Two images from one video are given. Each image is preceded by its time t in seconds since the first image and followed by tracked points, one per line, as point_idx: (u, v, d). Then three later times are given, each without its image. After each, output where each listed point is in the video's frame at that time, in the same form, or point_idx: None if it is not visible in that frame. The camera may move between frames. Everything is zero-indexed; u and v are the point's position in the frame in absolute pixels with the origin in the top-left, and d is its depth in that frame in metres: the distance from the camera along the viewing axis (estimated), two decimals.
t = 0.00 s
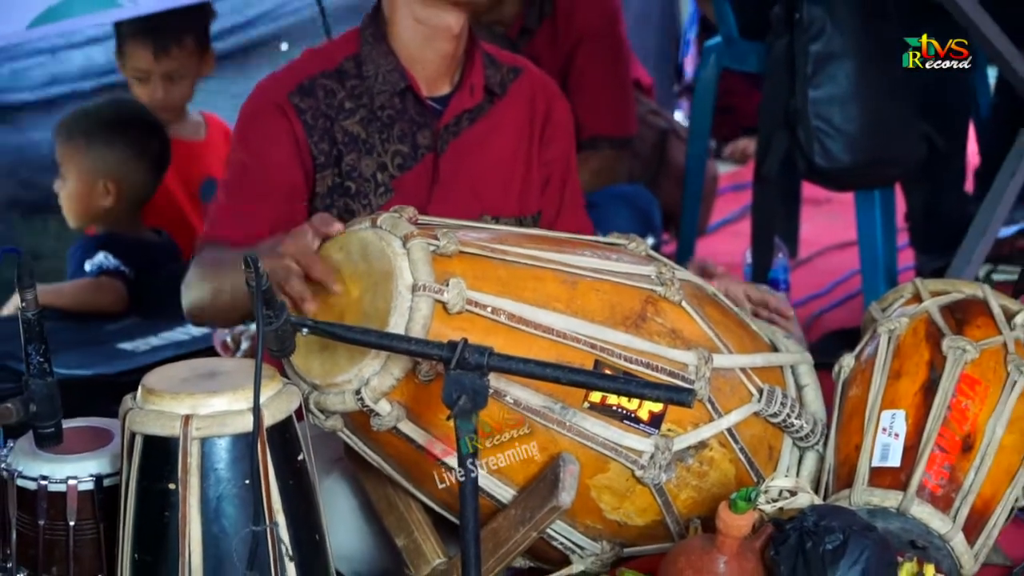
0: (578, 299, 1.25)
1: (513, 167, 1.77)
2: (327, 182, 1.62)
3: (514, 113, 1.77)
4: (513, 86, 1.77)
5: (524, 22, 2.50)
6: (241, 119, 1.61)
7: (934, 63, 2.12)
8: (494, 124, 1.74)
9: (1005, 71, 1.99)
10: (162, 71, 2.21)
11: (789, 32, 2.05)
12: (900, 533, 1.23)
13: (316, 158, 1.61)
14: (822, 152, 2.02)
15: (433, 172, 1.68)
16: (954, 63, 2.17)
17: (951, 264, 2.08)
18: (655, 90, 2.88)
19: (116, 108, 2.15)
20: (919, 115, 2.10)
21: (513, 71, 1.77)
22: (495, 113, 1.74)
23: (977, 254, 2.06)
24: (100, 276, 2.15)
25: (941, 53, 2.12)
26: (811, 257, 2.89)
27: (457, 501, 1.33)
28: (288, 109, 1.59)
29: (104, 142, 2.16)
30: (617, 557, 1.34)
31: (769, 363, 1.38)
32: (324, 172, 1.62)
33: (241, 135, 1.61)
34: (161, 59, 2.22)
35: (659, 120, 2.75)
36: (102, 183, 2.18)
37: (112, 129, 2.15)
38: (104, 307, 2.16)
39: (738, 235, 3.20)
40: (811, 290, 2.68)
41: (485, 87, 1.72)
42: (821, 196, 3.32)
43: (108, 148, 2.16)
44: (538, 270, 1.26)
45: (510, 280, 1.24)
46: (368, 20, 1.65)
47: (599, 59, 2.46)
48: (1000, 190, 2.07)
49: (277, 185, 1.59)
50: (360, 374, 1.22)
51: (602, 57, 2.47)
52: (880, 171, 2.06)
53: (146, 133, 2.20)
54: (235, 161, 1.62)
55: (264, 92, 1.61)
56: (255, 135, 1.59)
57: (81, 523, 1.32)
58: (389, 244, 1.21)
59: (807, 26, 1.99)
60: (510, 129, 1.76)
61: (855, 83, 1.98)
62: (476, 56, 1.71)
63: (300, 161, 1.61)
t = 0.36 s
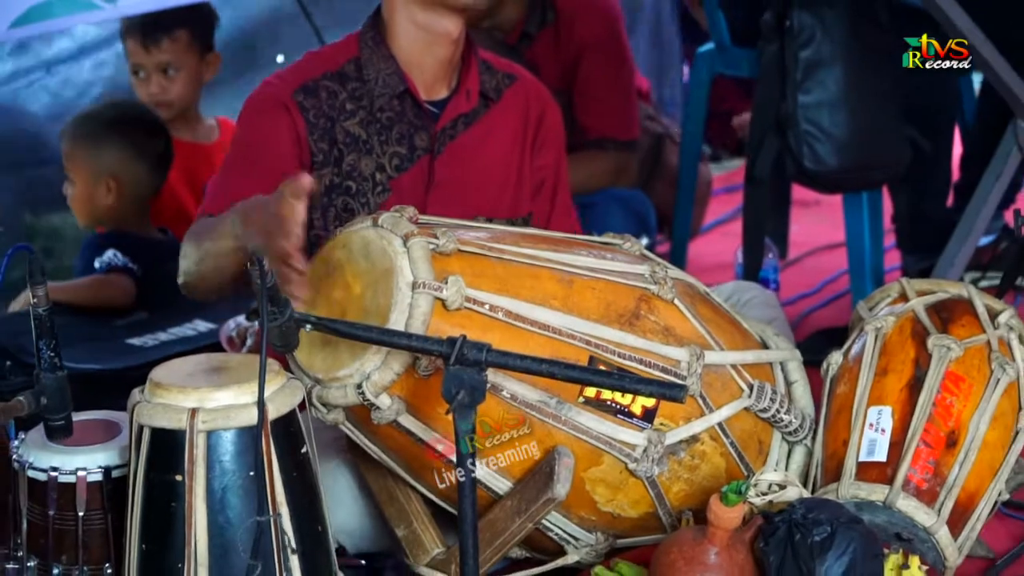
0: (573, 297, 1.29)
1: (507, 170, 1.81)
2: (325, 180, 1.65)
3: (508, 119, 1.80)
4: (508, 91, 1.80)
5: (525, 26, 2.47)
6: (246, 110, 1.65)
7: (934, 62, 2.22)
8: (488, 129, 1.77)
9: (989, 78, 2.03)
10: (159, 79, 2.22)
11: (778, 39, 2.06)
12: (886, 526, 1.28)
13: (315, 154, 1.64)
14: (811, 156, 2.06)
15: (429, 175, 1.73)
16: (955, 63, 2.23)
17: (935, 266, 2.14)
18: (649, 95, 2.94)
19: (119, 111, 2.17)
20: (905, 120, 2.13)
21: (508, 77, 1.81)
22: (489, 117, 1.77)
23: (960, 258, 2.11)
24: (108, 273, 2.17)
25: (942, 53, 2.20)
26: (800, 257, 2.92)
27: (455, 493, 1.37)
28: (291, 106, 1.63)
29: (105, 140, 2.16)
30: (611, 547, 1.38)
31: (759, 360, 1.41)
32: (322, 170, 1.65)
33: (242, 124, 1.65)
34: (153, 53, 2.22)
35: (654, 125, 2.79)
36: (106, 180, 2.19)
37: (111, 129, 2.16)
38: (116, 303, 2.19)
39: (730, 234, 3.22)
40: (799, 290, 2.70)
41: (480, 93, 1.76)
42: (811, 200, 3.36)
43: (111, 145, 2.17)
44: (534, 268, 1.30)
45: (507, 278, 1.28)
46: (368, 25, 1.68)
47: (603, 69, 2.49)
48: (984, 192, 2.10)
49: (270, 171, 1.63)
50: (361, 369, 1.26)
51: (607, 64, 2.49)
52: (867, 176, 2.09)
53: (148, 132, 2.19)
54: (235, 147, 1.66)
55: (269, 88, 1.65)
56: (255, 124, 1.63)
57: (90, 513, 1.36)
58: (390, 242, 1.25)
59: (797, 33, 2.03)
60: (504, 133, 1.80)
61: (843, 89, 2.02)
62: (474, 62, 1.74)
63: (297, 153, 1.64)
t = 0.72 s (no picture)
0: (572, 297, 1.33)
1: (507, 174, 1.85)
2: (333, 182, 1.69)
3: (508, 124, 1.84)
4: (508, 97, 1.84)
5: (533, 33, 2.54)
6: (256, 116, 1.69)
7: (936, 62, 2.22)
8: (489, 135, 1.81)
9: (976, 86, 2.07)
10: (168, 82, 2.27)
11: (772, 47, 2.14)
12: (876, 522, 1.30)
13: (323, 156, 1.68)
14: (803, 161, 2.09)
15: (431, 181, 1.76)
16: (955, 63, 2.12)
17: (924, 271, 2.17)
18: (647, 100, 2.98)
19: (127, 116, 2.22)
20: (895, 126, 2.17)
21: (508, 84, 1.85)
22: (490, 123, 1.81)
23: (947, 262, 2.15)
24: (119, 272, 2.23)
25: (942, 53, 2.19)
26: (792, 259, 2.96)
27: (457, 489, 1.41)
28: (301, 112, 1.67)
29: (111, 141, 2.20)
30: (608, 541, 1.42)
31: (752, 359, 1.45)
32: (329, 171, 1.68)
33: (252, 132, 1.69)
34: (152, 54, 2.25)
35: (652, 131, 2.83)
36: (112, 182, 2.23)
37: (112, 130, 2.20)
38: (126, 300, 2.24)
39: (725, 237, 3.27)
40: (792, 291, 2.73)
41: (481, 99, 1.80)
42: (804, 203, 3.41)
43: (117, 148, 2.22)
44: (534, 269, 1.34)
45: (507, 279, 1.32)
46: (373, 32, 1.71)
47: (609, 73, 2.51)
48: (971, 198, 2.14)
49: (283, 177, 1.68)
50: (366, 367, 1.30)
51: (613, 69, 2.52)
52: (860, 180, 2.12)
53: (151, 134, 2.25)
54: (246, 157, 1.70)
55: (278, 95, 1.68)
56: (266, 132, 1.67)
57: (101, 506, 1.40)
58: (394, 244, 1.29)
59: (790, 42, 2.07)
60: (504, 140, 1.84)
61: (836, 96, 2.05)
62: (475, 69, 1.78)
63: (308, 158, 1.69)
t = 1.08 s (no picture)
0: (575, 298, 1.38)
1: (512, 179, 1.90)
2: (344, 182, 1.73)
3: (511, 131, 1.88)
4: (513, 105, 1.89)
5: (539, 42, 2.58)
6: (269, 118, 1.73)
7: (934, 62, 2.16)
8: (493, 141, 1.85)
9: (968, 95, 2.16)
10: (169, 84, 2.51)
11: (769, 58, 2.17)
12: (868, 518, 1.34)
13: (335, 156, 1.72)
14: (800, 167, 2.13)
15: (437, 182, 1.80)
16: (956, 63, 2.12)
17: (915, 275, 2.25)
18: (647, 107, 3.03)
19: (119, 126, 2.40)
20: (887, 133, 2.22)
21: (513, 93, 1.89)
22: (493, 130, 1.85)
23: (938, 265, 2.23)
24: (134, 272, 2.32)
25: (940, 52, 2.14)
26: (788, 262, 3.00)
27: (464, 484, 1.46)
28: (313, 112, 1.71)
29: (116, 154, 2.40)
30: (608, 535, 1.46)
31: (750, 359, 1.50)
32: (341, 173, 1.73)
33: (267, 132, 1.73)
34: (142, 61, 2.47)
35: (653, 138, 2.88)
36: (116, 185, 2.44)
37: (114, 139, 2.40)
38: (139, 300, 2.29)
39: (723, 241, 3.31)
40: (788, 293, 2.78)
41: (488, 105, 1.84)
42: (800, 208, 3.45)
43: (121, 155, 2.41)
44: (538, 270, 1.38)
45: (513, 280, 1.36)
46: (383, 40, 1.76)
47: (611, 83, 2.56)
48: (962, 204, 2.23)
49: (299, 176, 1.70)
50: (375, 364, 1.34)
51: (617, 78, 2.56)
52: (854, 187, 2.17)
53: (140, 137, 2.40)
54: (262, 159, 1.73)
55: (289, 96, 1.73)
56: (280, 131, 1.71)
57: (117, 498, 1.44)
58: (403, 245, 1.33)
59: (787, 52, 2.10)
60: (508, 145, 1.88)
61: (830, 104, 2.10)
62: (482, 76, 1.83)
63: (321, 157, 1.72)
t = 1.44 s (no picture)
0: (574, 299, 1.42)
1: (513, 176, 1.91)
2: (345, 190, 1.78)
3: (510, 127, 1.91)
4: (507, 104, 1.91)
5: (537, 53, 2.62)
6: (268, 135, 1.77)
7: (935, 63, 2.18)
8: (492, 138, 1.88)
9: (957, 102, 2.21)
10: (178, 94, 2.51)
11: (764, 66, 2.22)
12: (859, 513, 1.40)
13: (335, 168, 1.77)
14: (792, 173, 2.17)
15: (438, 185, 1.83)
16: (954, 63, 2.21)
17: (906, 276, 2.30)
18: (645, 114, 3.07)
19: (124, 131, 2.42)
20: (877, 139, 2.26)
21: (507, 89, 1.92)
22: (491, 128, 1.88)
23: (927, 267, 2.29)
24: (148, 274, 2.40)
25: (940, 53, 2.18)
26: (781, 265, 3.04)
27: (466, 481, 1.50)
28: (312, 127, 1.75)
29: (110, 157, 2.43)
30: (607, 529, 1.51)
31: (744, 359, 1.54)
32: (341, 181, 1.78)
33: (266, 152, 1.77)
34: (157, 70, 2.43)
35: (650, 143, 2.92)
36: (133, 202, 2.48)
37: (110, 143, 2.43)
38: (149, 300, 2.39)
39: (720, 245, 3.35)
40: (781, 294, 2.81)
41: (482, 105, 1.88)
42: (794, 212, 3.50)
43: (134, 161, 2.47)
44: (538, 272, 1.43)
45: (514, 282, 1.40)
46: (377, 49, 1.81)
47: (609, 91, 2.61)
48: (951, 208, 2.29)
49: (302, 194, 1.75)
50: (380, 363, 1.39)
51: (613, 88, 2.62)
52: (844, 192, 2.21)
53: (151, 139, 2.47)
54: (262, 177, 1.78)
55: (287, 112, 1.77)
56: (281, 151, 1.75)
57: (130, 494, 1.48)
58: (407, 249, 1.38)
59: (781, 61, 2.15)
60: (506, 144, 1.90)
61: (822, 111, 2.14)
62: (474, 79, 1.87)
63: (322, 173, 1.77)
